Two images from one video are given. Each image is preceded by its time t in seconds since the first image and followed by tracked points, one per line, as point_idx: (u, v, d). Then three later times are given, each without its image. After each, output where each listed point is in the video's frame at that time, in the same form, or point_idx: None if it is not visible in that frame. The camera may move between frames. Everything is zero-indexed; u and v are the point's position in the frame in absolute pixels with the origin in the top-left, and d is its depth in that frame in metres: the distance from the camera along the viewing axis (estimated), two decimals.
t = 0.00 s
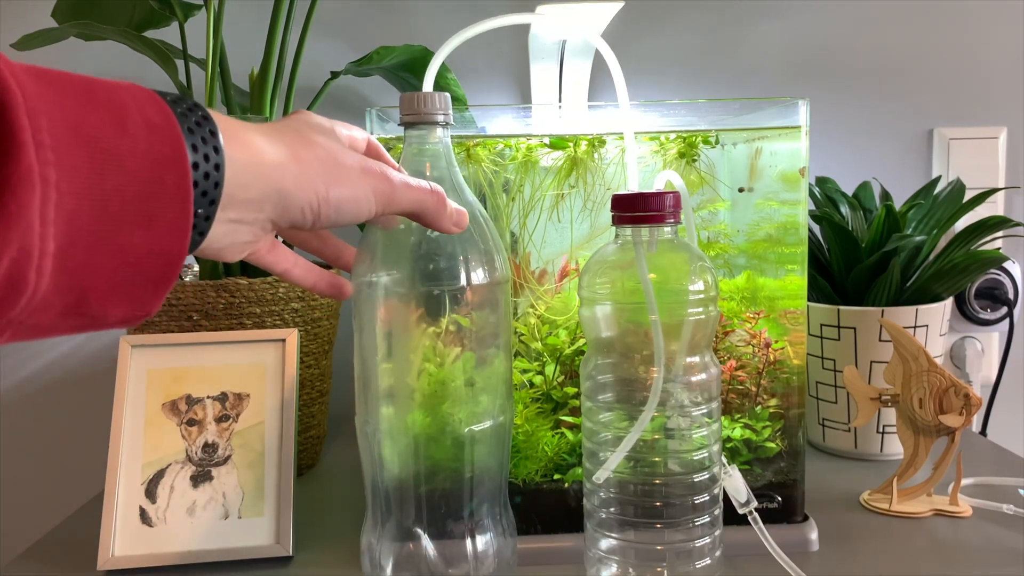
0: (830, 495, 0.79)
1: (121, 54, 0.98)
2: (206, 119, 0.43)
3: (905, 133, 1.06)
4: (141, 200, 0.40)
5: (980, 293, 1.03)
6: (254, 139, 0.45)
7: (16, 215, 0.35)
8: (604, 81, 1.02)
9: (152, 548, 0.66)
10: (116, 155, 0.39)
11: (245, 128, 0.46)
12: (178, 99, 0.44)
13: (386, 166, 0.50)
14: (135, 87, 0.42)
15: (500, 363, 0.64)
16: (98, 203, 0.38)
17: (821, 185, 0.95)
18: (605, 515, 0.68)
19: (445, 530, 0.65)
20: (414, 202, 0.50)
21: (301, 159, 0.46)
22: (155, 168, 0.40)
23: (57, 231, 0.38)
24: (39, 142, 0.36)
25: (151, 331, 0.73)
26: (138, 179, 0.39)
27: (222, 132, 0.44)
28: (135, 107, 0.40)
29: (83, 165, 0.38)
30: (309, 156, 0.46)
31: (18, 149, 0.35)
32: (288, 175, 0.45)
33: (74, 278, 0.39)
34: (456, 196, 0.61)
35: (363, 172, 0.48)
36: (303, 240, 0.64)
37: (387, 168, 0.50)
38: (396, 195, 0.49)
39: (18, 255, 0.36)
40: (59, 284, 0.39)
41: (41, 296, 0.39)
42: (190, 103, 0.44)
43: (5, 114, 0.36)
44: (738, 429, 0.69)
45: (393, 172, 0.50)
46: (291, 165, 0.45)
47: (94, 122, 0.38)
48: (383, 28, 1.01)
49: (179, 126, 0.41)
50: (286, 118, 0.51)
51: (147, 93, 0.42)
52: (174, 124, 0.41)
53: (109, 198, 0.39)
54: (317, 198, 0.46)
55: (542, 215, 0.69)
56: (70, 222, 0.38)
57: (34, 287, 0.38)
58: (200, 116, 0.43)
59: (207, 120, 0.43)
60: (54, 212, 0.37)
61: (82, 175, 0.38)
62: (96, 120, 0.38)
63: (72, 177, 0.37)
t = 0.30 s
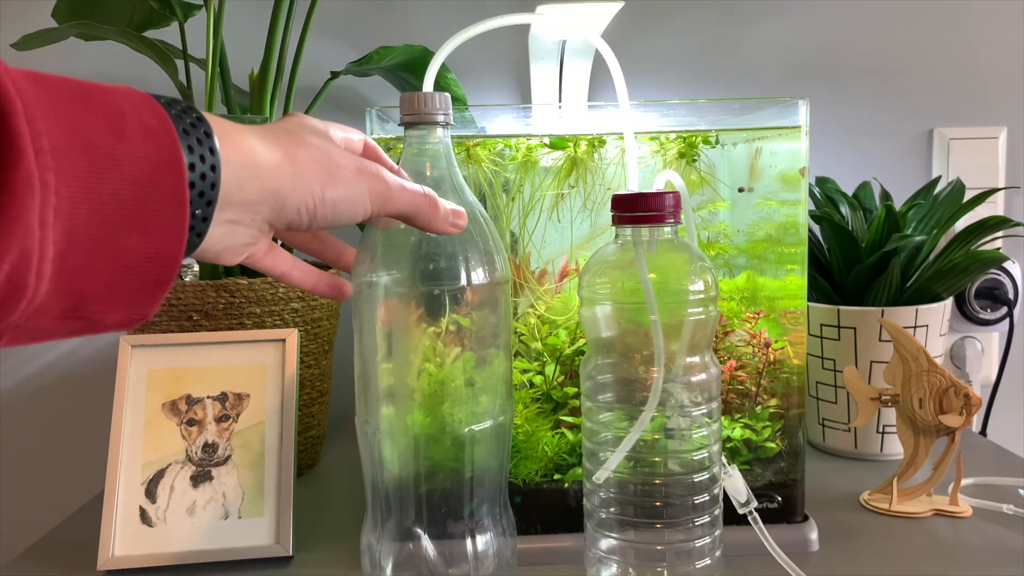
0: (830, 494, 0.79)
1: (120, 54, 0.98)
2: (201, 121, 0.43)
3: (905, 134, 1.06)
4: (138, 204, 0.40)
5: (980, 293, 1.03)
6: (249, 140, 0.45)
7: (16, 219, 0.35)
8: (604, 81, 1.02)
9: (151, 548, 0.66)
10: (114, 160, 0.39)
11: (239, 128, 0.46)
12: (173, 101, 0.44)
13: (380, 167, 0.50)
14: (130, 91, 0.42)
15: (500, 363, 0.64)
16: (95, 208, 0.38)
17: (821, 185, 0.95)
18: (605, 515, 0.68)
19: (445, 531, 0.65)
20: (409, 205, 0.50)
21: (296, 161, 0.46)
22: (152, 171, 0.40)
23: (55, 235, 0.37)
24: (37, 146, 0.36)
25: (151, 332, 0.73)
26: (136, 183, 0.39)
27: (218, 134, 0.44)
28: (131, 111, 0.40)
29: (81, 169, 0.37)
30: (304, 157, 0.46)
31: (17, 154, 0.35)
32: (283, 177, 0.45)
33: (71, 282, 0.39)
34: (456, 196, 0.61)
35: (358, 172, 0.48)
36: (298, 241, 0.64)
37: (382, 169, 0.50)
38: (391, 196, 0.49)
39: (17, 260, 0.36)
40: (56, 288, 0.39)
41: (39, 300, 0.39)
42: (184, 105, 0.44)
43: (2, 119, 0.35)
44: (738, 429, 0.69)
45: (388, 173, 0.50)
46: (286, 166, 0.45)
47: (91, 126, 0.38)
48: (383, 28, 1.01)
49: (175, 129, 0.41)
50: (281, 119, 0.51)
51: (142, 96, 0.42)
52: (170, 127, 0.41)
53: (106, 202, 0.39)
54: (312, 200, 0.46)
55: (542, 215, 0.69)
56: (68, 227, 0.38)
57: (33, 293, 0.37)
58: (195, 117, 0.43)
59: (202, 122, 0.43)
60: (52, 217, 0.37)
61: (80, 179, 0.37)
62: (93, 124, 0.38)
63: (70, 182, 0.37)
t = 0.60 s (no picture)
0: (830, 495, 0.79)
1: (120, 54, 0.98)
2: (201, 125, 0.43)
3: (905, 134, 1.06)
4: (139, 210, 0.40)
5: (980, 293, 1.03)
6: (248, 143, 0.45)
7: (17, 228, 0.35)
8: (604, 81, 1.02)
9: (152, 549, 0.66)
10: (114, 166, 0.39)
11: (239, 131, 0.46)
12: (173, 104, 0.44)
13: (381, 168, 0.50)
14: (130, 95, 0.42)
15: (500, 363, 0.64)
16: (96, 214, 0.38)
17: (821, 185, 0.95)
18: (605, 515, 0.68)
19: (445, 531, 0.65)
20: (411, 206, 0.50)
21: (297, 164, 0.46)
22: (153, 177, 0.40)
23: (56, 243, 0.37)
24: (38, 153, 0.36)
25: (151, 332, 0.73)
26: (137, 190, 0.39)
27: (218, 138, 0.43)
28: (132, 116, 0.40)
29: (82, 176, 0.37)
30: (304, 160, 0.46)
31: (17, 161, 0.35)
32: (284, 181, 0.45)
33: (72, 289, 0.39)
34: (456, 196, 0.61)
35: (359, 174, 0.48)
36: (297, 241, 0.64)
37: (383, 170, 0.50)
38: (392, 197, 0.49)
39: (18, 269, 0.35)
40: (57, 295, 0.39)
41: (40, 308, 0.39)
42: (185, 109, 0.43)
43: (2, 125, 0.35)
44: (738, 429, 0.69)
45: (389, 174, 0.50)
46: (287, 170, 0.45)
47: (92, 132, 0.38)
48: (383, 28, 1.01)
49: (176, 134, 0.41)
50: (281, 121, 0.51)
51: (143, 101, 0.41)
52: (171, 132, 0.41)
53: (107, 209, 0.39)
54: (314, 203, 0.46)
55: (542, 215, 0.69)
56: (69, 234, 0.38)
57: (34, 301, 0.37)
58: (196, 121, 0.43)
59: (202, 126, 0.43)
60: (53, 224, 0.37)
61: (81, 186, 0.37)
62: (94, 130, 0.38)
63: (71, 189, 0.37)
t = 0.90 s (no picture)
0: (831, 495, 0.79)
1: (120, 55, 0.98)
2: (200, 124, 0.43)
3: (905, 134, 1.06)
4: (138, 209, 0.40)
5: (980, 293, 1.03)
6: (248, 143, 0.45)
7: (15, 227, 0.35)
8: (604, 81, 1.02)
9: (152, 549, 0.66)
10: (113, 165, 0.39)
11: (238, 131, 0.46)
12: (172, 104, 0.44)
13: (381, 169, 0.50)
14: (128, 95, 0.42)
15: (500, 363, 0.64)
16: (95, 214, 0.38)
17: (821, 185, 0.95)
18: (605, 515, 0.68)
19: (446, 531, 0.65)
20: (411, 205, 0.50)
21: (296, 164, 0.46)
22: (151, 177, 0.40)
23: (54, 242, 0.37)
24: (36, 152, 0.36)
25: (151, 332, 0.73)
26: (135, 189, 0.39)
27: (217, 137, 0.44)
28: (130, 115, 0.40)
29: (80, 174, 0.37)
30: (304, 160, 0.46)
31: (15, 160, 0.35)
32: (283, 181, 0.45)
33: (71, 289, 0.39)
34: (456, 196, 0.61)
35: (358, 174, 0.48)
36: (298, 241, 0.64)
37: (382, 171, 0.50)
38: (392, 197, 0.49)
39: (16, 267, 0.35)
40: (55, 294, 0.39)
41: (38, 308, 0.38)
42: (184, 108, 0.43)
43: (0, 124, 0.35)
44: (738, 429, 0.69)
45: (389, 174, 0.50)
46: (286, 170, 0.45)
47: (90, 131, 0.38)
48: (383, 28, 1.01)
49: (174, 133, 0.41)
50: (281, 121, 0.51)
51: (141, 100, 0.41)
52: (170, 132, 0.41)
53: (105, 208, 0.39)
54: (313, 204, 0.46)
55: (542, 215, 0.69)
56: (68, 233, 0.38)
57: (32, 300, 0.37)
58: (195, 121, 0.43)
59: (201, 126, 0.43)
60: (51, 223, 0.37)
61: (79, 185, 0.37)
62: (92, 129, 0.38)
63: (69, 187, 0.37)
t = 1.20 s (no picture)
0: (830, 495, 0.79)
1: (120, 55, 0.98)
2: (204, 122, 0.43)
3: (905, 134, 1.06)
4: (142, 205, 0.40)
5: (980, 293, 1.03)
6: (249, 141, 0.45)
7: (20, 218, 0.35)
8: (604, 81, 1.02)
9: (152, 549, 0.66)
10: (117, 160, 0.39)
11: (240, 130, 0.46)
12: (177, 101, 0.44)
13: (383, 167, 0.50)
14: (134, 91, 0.42)
15: (500, 363, 0.64)
16: (99, 208, 0.38)
17: (821, 185, 0.95)
18: (605, 515, 0.68)
19: (445, 531, 0.65)
20: (413, 203, 0.50)
21: (298, 162, 0.46)
22: (156, 172, 0.40)
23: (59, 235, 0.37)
24: (42, 144, 0.36)
25: (151, 332, 0.73)
26: (140, 184, 0.39)
27: (220, 135, 0.44)
28: (136, 111, 0.40)
29: (86, 168, 0.37)
30: (305, 158, 0.46)
31: (22, 151, 0.35)
32: (285, 179, 0.45)
33: (74, 282, 0.39)
34: (456, 196, 0.61)
35: (360, 172, 0.48)
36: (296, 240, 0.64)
37: (383, 169, 0.50)
38: (393, 195, 0.49)
39: (22, 259, 0.35)
40: (59, 288, 0.39)
41: (41, 301, 0.38)
42: (189, 105, 0.44)
43: (8, 116, 0.35)
44: (738, 429, 0.69)
45: (390, 172, 0.50)
46: (288, 168, 0.45)
47: (96, 125, 0.38)
48: (383, 28, 1.01)
49: (179, 129, 0.41)
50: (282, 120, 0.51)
51: (147, 97, 0.42)
52: (174, 128, 0.41)
53: (109, 203, 0.39)
54: (315, 201, 0.46)
55: (542, 215, 0.70)
56: (72, 226, 0.38)
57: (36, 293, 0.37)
58: (199, 118, 0.43)
59: (206, 123, 0.43)
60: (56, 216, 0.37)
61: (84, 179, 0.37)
62: (98, 124, 0.38)
63: (74, 180, 0.37)
